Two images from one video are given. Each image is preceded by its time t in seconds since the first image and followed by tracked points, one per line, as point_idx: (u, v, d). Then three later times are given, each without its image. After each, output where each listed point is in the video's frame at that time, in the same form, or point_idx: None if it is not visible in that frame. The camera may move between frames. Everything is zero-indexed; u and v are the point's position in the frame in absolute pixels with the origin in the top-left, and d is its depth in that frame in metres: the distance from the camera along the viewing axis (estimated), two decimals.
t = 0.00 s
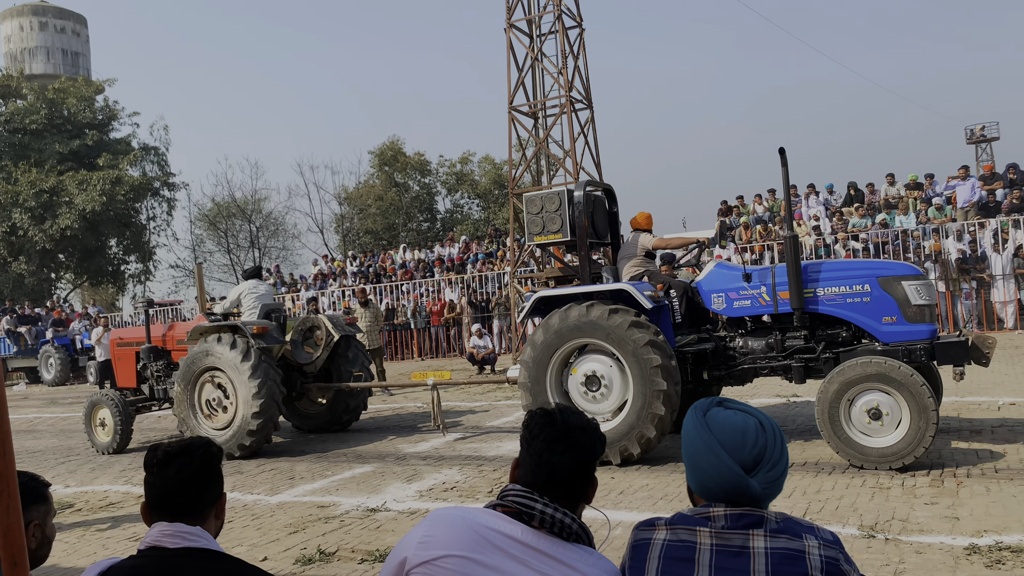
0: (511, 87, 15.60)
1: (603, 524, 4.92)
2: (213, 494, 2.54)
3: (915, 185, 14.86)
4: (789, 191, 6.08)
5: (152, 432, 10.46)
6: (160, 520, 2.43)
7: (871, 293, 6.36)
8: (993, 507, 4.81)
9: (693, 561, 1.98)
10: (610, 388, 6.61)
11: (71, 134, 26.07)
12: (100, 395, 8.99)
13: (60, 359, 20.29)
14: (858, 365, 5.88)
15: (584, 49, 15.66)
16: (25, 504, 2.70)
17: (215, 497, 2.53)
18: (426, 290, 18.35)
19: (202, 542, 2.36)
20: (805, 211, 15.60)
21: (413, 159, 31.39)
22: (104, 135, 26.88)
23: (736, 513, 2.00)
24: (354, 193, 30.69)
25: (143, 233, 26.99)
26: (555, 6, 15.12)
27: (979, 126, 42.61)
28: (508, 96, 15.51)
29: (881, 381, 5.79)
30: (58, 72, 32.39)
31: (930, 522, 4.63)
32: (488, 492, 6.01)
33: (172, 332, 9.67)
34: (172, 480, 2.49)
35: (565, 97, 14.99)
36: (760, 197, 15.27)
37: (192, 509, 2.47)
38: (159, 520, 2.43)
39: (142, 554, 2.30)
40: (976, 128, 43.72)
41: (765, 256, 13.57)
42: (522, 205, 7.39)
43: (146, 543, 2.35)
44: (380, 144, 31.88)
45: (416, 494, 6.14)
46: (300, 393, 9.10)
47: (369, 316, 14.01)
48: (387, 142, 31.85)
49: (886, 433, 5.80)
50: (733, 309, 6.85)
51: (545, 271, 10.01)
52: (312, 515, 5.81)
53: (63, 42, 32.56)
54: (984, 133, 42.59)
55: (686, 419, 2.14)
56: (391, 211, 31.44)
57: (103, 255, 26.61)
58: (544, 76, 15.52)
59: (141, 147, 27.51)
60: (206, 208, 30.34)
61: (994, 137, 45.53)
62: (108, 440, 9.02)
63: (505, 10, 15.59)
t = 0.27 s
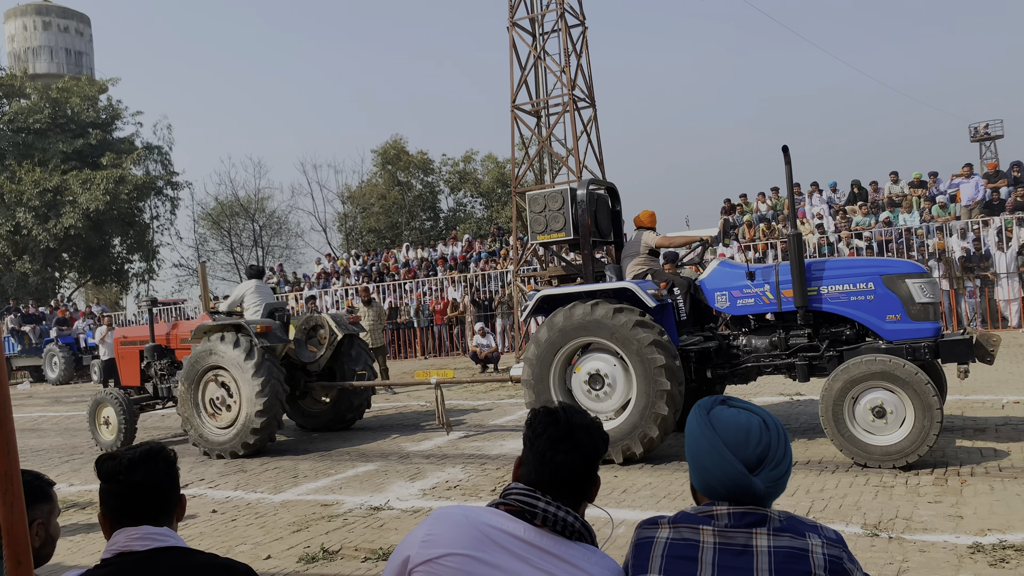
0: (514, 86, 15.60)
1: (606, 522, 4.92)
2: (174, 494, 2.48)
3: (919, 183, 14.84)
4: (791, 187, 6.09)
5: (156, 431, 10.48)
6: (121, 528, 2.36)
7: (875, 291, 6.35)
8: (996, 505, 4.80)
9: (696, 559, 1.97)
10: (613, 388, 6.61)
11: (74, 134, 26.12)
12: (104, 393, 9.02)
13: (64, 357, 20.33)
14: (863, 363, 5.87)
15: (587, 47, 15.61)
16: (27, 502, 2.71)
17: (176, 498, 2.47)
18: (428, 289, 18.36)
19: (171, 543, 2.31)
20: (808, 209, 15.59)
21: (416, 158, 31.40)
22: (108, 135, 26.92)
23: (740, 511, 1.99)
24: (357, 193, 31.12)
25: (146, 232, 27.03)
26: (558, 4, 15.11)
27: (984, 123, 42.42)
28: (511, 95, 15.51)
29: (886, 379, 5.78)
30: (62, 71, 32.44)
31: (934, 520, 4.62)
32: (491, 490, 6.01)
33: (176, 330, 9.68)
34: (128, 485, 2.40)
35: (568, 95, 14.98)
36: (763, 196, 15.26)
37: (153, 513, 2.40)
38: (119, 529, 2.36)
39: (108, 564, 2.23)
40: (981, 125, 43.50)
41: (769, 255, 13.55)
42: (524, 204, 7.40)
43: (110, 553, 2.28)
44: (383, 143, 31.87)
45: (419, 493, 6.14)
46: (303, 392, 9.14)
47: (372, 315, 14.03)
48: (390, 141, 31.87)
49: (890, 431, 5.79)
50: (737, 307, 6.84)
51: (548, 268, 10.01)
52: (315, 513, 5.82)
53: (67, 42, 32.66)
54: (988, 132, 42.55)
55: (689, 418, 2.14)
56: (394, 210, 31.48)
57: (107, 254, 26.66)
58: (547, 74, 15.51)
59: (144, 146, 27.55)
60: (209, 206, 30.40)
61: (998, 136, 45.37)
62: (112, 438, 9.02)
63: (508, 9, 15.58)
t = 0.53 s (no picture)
0: (515, 84, 15.59)
1: (607, 521, 4.92)
2: (159, 491, 2.44)
3: (921, 181, 14.83)
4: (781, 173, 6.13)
5: (158, 430, 10.49)
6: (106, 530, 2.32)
7: (872, 274, 6.37)
8: (999, 503, 4.80)
9: (698, 557, 1.97)
10: (617, 388, 6.61)
11: (76, 133, 26.14)
12: (107, 389, 9.03)
13: (66, 356, 20.35)
14: (866, 343, 5.90)
15: (588, 46, 15.59)
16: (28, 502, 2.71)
17: (160, 495, 2.43)
18: (430, 287, 18.36)
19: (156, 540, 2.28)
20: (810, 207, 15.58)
21: (417, 156, 31.41)
22: (109, 134, 26.92)
23: (742, 509, 1.99)
24: (359, 192, 31.13)
25: (148, 231, 27.06)
26: (559, 2, 15.10)
27: (986, 121, 42.37)
28: (512, 93, 15.50)
29: (890, 358, 5.80)
30: (63, 71, 32.48)
31: (936, 518, 4.62)
32: (493, 489, 6.02)
33: (180, 326, 9.64)
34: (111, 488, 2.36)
35: (569, 94, 14.96)
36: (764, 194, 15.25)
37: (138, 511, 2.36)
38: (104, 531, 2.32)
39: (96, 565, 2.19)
40: (982, 123, 43.47)
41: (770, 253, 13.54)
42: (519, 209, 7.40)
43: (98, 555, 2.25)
44: (384, 142, 31.87)
45: (421, 491, 6.14)
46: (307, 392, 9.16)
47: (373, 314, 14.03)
48: (392, 140, 31.87)
49: (896, 411, 5.79)
50: (736, 298, 6.84)
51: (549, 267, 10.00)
52: (317, 512, 5.83)
53: (68, 41, 32.68)
54: (989, 129, 42.55)
55: (692, 416, 2.14)
56: (396, 209, 31.48)
57: (109, 253, 26.67)
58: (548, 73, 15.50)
59: (145, 145, 27.56)
60: (211, 205, 30.41)
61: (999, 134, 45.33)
62: (115, 433, 9.04)
63: (509, 8, 15.56)
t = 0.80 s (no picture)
0: (514, 82, 15.58)
1: (606, 518, 4.92)
2: (166, 485, 2.38)
3: (920, 178, 14.82)
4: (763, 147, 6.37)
5: (158, 427, 10.49)
6: (111, 523, 2.28)
7: (866, 238, 6.42)
8: (997, 500, 4.81)
9: (696, 554, 1.97)
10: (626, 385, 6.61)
11: (74, 131, 26.11)
12: (112, 388, 9.03)
13: (65, 354, 20.33)
14: (869, 301, 6.06)
15: (587, 43, 15.55)
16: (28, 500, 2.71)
17: (166, 489, 2.36)
18: (429, 285, 18.34)
19: (164, 535, 2.22)
20: (809, 204, 15.58)
21: (416, 154, 31.36)
22: (108, 131, 26.89)
23: (740, 506, 1.99)
24: (357, 189, 31.10)
25: (147, 229, 27.04)
26: None
27: (986, 119, 42.27)
28: (511, 90, 15.49)
29: (895, 313, 5.97)
30: (62, 68, 32.45)
31: (935, 515, 4.62)
32: (492, 486, 6.02)
33: (185, 325, 9.64)
34: (117, 482, 2.32)
35: (568, 91, 14.95)
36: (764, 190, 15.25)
37: (144, 504, 2.31)
38: (109, 524, 2.28)
39: (101, 561, 2.15)
40: (982, 121, 43.39)
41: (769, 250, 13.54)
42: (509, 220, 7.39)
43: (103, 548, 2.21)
44: (383, 140, 31.83)
45: (420, 489, 6.14)
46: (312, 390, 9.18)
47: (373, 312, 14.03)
48: (391, 137, 31.84)
49: (906, 365, 5.94)
50: (735, 280, 6.91)
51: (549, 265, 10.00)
52: (316, 509, 5.83)
53: (67, 38, 32.65)
54: (989, 127, 42.52)
55: (690, 412, 2.14)
56: (395, 206, 31.46)
57: (108, 251, 26.63)
58: (547, 70, 15.48)
59: (144, 143, 27.53)
60: (210, 203, 30.39)
61: (999, 133, 45.30)
62: (121, 433, 9.02)
63: (508, 5, 15.52)
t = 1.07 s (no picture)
0: (511, 79, 15.56)
1: (603, 515, 4.92)
2: (156, 485, 2.30)
3: (917, 175, 14.83)
4: (748, 132, 6.47)
5: (155, 425, 10.48)
6: (100, 523, 2.23)
7: (860, 212, 6.42)
8: (993, 497, 4.82)
9: (693, 553, 1.97)
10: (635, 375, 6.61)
11: (70, 127, 26.04)
12: (115, 385, 9.02)
13: (62, 352, 20.28)
14: (865, 268, 6.13)
15: (584, 40, 15.53)
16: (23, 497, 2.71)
17: (156, 490, 2.28)
18: (427, 283, 18.32)
19: (154, 538, 2.16)
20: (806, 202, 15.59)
21: (413, 151, 31.32)
22: (104, 128, 26.81)
23: (736, 504, 1.99)
24: (355, 186, 31.04)
25: (144, 226, 26.97)
26: None
27: (984, 117, 42.29)
28: (508, 87, 15.47)
29: (892, 276, 6.05)
30: (57, 64, 32.34)
31: (931, 512, 4.63)
32: (489, 484, 6.02)
33: (188, 321, 9.62)
34: (104, 485, 2.24)
35: (565, 89, 14.93)
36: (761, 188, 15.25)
37: (133, 507, 2.24)
38: (99, 525, 2.23)
39: (90, 564, 2.13)
40: (979, 120, 43.41)
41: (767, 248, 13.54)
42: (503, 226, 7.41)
43: (92, 551, 2.17)
44: (381, 137, 31.78)
45: (418, 486, 6.14)
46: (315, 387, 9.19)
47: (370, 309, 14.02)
48: (388, 134, 31.79)
49: (908, 326, 6.04)
50: (733, 266, 6.87)
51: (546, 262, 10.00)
52: (313, 507, 5.83)
53: (63, 34, 32.55)
54: (986, 125, 42.56)
55: (686, 409, 2.14)
56: (392, 204, 31.43)
57: (104, 248, 26.55)
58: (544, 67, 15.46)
59: (140, 140, 27.45)
60: (207, 201, 30.33)
61: (995, 131, 45.37)
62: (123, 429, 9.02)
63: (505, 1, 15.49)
